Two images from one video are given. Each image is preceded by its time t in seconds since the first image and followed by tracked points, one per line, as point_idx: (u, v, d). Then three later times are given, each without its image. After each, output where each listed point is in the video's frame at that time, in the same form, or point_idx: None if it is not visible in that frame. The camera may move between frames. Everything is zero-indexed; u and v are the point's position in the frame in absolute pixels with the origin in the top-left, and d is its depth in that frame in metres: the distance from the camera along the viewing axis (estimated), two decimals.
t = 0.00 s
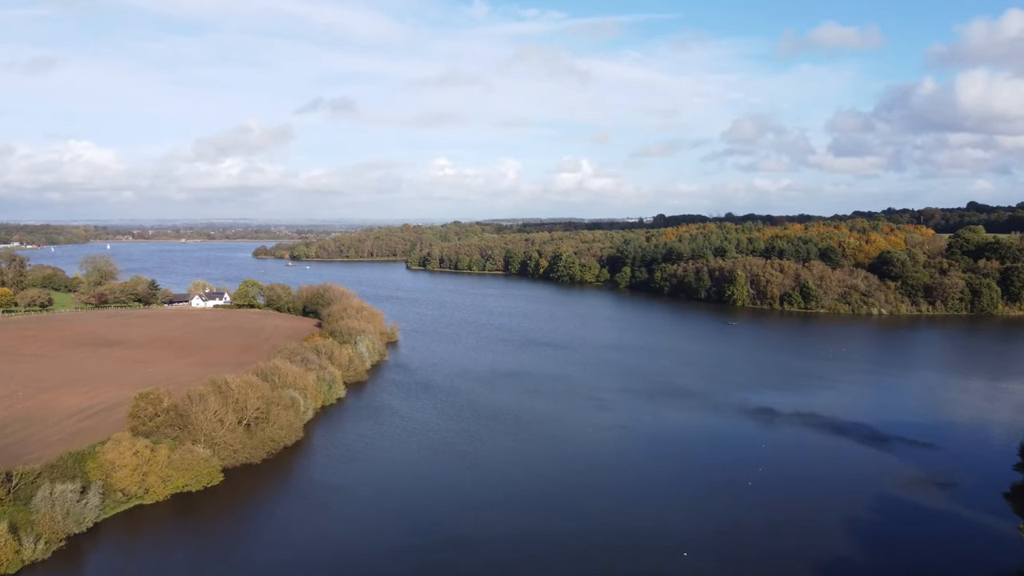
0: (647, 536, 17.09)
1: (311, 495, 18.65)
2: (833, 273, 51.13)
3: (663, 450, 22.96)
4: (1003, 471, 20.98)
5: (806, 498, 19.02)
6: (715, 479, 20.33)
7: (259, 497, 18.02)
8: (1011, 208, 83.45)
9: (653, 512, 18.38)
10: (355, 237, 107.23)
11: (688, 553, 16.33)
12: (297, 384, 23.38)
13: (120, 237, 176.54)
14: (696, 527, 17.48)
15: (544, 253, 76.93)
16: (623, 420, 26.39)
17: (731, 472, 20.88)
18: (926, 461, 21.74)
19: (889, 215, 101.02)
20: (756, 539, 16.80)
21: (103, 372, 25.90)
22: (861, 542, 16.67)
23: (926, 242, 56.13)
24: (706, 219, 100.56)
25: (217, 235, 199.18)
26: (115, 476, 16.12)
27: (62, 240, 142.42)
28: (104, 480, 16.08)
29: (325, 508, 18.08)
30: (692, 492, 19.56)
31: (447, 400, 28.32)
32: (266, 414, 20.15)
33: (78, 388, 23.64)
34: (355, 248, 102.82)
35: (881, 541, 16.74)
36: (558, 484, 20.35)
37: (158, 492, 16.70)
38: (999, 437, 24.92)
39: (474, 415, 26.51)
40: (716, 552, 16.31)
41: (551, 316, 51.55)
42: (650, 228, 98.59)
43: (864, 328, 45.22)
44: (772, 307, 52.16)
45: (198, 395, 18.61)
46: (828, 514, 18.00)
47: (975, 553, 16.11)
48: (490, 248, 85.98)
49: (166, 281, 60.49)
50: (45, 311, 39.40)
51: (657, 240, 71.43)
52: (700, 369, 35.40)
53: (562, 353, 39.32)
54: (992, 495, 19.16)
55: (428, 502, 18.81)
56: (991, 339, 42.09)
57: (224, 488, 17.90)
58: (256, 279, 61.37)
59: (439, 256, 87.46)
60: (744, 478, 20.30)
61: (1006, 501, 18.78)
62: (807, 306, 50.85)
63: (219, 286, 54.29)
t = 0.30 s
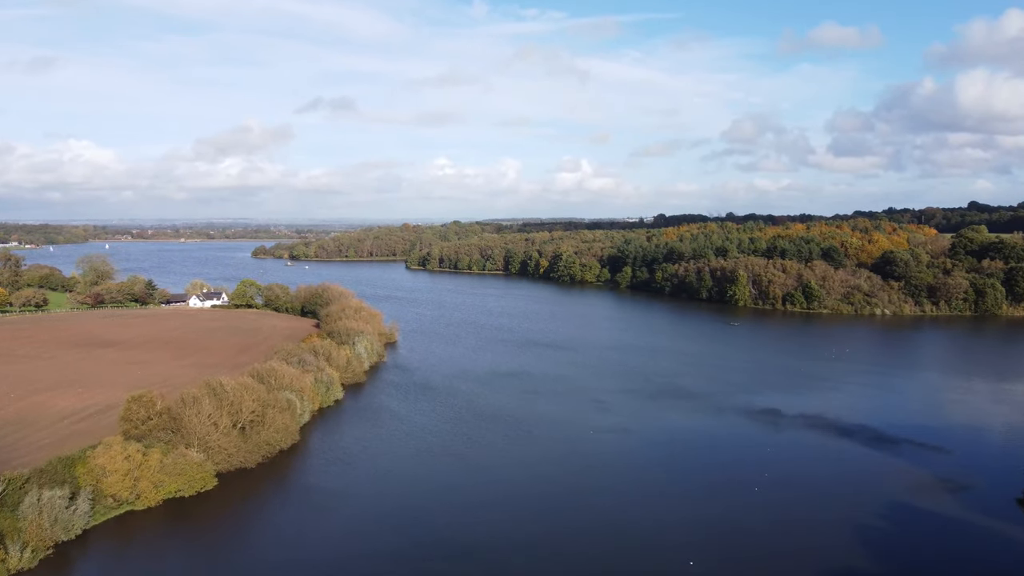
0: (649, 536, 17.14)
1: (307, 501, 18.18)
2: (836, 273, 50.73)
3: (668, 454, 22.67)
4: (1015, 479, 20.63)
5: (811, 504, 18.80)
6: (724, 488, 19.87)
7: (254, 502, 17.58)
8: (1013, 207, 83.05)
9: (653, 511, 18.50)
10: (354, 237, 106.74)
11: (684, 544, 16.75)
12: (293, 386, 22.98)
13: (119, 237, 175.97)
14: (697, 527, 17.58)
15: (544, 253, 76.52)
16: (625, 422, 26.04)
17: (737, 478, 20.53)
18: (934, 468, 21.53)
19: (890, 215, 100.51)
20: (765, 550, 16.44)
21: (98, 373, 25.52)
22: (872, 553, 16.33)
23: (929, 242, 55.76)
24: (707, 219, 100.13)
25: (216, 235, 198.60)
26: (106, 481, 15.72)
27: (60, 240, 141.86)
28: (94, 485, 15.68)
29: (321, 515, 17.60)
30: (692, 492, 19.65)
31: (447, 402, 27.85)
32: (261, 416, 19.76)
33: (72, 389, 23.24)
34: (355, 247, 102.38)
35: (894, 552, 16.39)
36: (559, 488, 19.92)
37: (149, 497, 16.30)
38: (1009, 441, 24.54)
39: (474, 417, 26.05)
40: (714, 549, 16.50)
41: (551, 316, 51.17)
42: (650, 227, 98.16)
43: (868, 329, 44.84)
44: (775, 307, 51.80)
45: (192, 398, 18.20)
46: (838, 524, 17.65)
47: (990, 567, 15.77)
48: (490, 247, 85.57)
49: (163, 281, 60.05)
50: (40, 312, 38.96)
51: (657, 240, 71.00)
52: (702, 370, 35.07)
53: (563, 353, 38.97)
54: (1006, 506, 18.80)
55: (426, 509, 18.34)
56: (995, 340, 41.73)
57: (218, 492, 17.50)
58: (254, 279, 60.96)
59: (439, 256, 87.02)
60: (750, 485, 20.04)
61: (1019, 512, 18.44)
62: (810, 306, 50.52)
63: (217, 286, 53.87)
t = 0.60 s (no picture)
0: (648, 535, 17.00)
1: (303, 506, 17.76)
2: (839, 274, 50.33)
3: (671, 456, 22.28)
4: None
5: (819, 509, 18.34)
6: (725, 488, 19.66)
7: (249, 508, 17.20)
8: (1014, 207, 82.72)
9: (653, 511, 18.32)
10: (353, 236, 106.36)
11: (682, 541, 16.73)
12: (289, 388, 22.59)
13: (117, 236, 175.32)
14: (695, 524, 17.54)
15: (545, 252, 76.11)
16: (626, 425, 25.64)
17: (744, 485, 19.96)
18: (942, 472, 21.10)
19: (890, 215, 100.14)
20: (772, 556, 15.99)
21: (91, 375, 25.07)
22: (883, 559, 15.86)
23: (931, 241, 55.39)
24: (707, 219, 99.76)
25: (215, 235, 198.05)
26: (96, 487, 15.34)
27: (58, 240, 141.20)
28: (83, 491, 15.30)
29: (318, 520, 17.20)
30: (692, 492, 19.47)
31: (446, 404, 27.43)
32: (256, 420, 19.37)
33: (64, 392, 22.79)
34: (354, 247, 101.99)
35: (906, 559, 15.92)
36: (561, 491, 19.56)
37: (140, 504, 15.90)
38: (1017, 444, 24.13)
39: (473, 420, 25.66)
40: (713, 548, 16.43)
41: (551, 316, 50.75)
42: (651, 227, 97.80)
43: (871, 330, 44.43)
44: (777, 307, 51.42)
45: (185, 402, 17.81)
46: (849, 534, 17.01)
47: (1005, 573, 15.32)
48: (489, 247, 85.19)
49: (161, 281, 59.64)
50: (35, 312, 38.54)
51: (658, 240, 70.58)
52: (704, 371, 34.68)
53: (563, 354, 38.58)
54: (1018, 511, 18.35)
55: (426, 513, 17.97)
56: (1000, 340, 41.32)
57: (211, 498, 17.12)
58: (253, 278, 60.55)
59: (438, 255, 86.64)
60: (758, 490, 19.45)
61: None
62: (812, 307, 50.14)
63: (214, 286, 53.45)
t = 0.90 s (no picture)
0: (648, 536, 17.41)
1: (300, 513, 17.38)
2: (841, 274, 49.99)
3: (678, 463, 22.14)
4: None
5: (832, 525, 18.20)
6: (727, 491, 20.06)
7: (243, 514, 16.84)
8: (1016, 207, 82.30)
9: (654, 510, 18.78)
10: (353, 236, 105.89)
11: (682, 540, 17.31)
12: (286, 391, 22.23)
13: (116, 236, 174.79)
14: (695, 522, 18.25)
15: (545, 252, 75.76)
16: (628, 427, 25.33)
17: (750, 491, 20.14)
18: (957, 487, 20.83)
19: (892, 214, 99.71)
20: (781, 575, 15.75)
21: (85, 376, 24.68)
22: None
23: (934, 241, 55.06)
24: (708, 219, 99.30)
25: (215, 234, 197.65)
26: (85, 493, 14.96)
27: (57, 240, 140.63)
28: (72, 497, 14.91)
29: (316, 527, 16.84)
30: (692, 492, 20.00)
31: (445, 407, 27.06)
32: (251, 424, 19.01)
33: (57, 394, 22.40)
34: (354, 247, 101.55)
35: None
36: (564, 498, 19.23)
37: (131, 510, 15.51)
38: None
39: (473, 423, 25.31)
40: (713, 545, 17.08)
41: (552, 316, 50.42)
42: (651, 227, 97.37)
43: (874, 331, 44.12)
44: (779, 308, 51.11)
45: (178, 405, 17.42)
46: (859, 543, 17.34)
47: None
48: (489, 247, 84.81)
49: (159, 281, 59.22)
50: (30, 313, 38.12)
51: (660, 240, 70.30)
52: (707, 373, 34.32)
53: (564, 354, 38.28)
54: None
55: (426, 520, 17.61)
56: (1005, 342, 41.02)
57: (205, 504, 16.77)
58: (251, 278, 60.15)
59: (438, 256, 86.23)
60: (764, 496, 19.80)
61: None
62: (815, 308, 49.77)
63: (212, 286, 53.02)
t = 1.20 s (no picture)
0: (647, 532, 17.47)
1: (296, 518, 17.00)
2: (844, 275, 49.64)
3: (683, 469, 21.51)
4: None
5: (842, 530, 17.77)
6: (730, 495, 19.65)
7: (239, 520, 16.51)
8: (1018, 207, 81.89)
9: (655, 510, 18.67)
10: (353, 236, 105.49)
11: (683, 540, 17.14)
12: (283, 394, 21.87)
13: (116, 236, 174.40)
14: (696, 523, 18.03)
15: (546, 253, 75.44)
16: (630, 431, 24.99)
17: (757, 496, 19.70)
18: (969, 493, 20.36)
19: (894, 215, 99.32)
20: None
21: (80, 378, 24.33)
22: None
23: (938, 242, 54.70)
24: (709, 219, 98.93)
25: (214, 234, 197.43)
26: (75, 500, 14.59)
27: (56, 240, 140.26)
28: (62, 505, 14.53)
29: (311, 532, 16.48)
30: (692, 492, 19.83)
31: (444, 409, 26.71)
32: (246, 428, 18.64)
33: (50, 396, 21.99)
34: (354, 247, 101.19)
35: None
36: (566, 503, 18.87)
37: (122, 518, 15.14)
38: None
39: (472, 425, 24.97)
40: (713, 545, 16.90)
41: (553, 317, 50.04)
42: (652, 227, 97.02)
43: (878, 332, 43.76)
44: (781, 309, 50.77)
45: (172, 409, 17.05)
46: (867, 549, 16.93)
47: None
48: (490, 247, 84.45)
49: (157, 282, 58.82)
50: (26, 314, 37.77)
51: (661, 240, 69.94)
52: (710, 375, 33.91)
53: (565, 356, 37.96)
54: None
55: (423, 525, 17.25)
56: (1010, 343, 40.65)
57: (198, 510, 16.41)
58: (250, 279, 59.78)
59: (438, 256, 85.86)
60: (772, 503, 19.19)
61: None
62: (818, 308, 49.38)
63: (210, 286, 52.64)
